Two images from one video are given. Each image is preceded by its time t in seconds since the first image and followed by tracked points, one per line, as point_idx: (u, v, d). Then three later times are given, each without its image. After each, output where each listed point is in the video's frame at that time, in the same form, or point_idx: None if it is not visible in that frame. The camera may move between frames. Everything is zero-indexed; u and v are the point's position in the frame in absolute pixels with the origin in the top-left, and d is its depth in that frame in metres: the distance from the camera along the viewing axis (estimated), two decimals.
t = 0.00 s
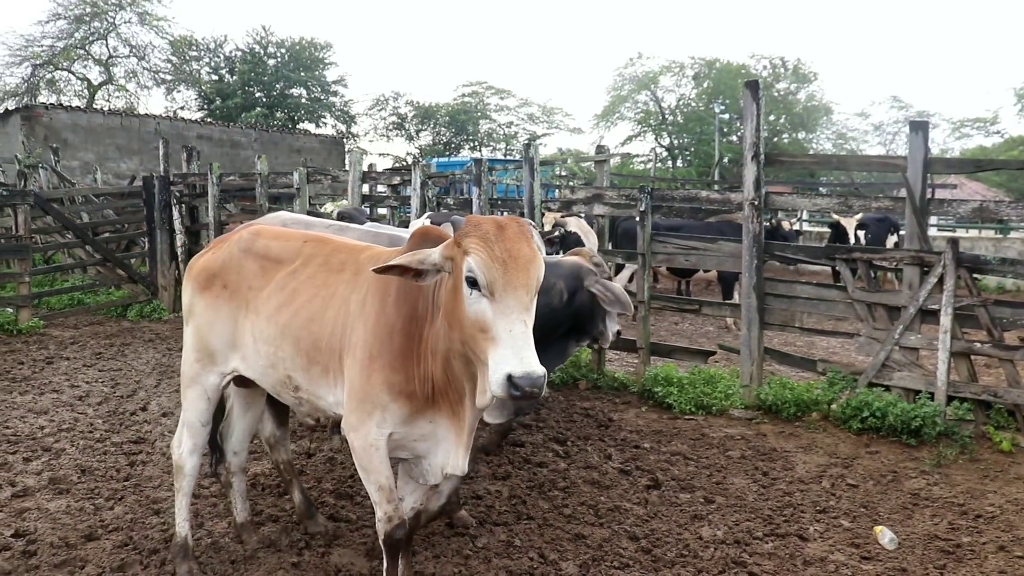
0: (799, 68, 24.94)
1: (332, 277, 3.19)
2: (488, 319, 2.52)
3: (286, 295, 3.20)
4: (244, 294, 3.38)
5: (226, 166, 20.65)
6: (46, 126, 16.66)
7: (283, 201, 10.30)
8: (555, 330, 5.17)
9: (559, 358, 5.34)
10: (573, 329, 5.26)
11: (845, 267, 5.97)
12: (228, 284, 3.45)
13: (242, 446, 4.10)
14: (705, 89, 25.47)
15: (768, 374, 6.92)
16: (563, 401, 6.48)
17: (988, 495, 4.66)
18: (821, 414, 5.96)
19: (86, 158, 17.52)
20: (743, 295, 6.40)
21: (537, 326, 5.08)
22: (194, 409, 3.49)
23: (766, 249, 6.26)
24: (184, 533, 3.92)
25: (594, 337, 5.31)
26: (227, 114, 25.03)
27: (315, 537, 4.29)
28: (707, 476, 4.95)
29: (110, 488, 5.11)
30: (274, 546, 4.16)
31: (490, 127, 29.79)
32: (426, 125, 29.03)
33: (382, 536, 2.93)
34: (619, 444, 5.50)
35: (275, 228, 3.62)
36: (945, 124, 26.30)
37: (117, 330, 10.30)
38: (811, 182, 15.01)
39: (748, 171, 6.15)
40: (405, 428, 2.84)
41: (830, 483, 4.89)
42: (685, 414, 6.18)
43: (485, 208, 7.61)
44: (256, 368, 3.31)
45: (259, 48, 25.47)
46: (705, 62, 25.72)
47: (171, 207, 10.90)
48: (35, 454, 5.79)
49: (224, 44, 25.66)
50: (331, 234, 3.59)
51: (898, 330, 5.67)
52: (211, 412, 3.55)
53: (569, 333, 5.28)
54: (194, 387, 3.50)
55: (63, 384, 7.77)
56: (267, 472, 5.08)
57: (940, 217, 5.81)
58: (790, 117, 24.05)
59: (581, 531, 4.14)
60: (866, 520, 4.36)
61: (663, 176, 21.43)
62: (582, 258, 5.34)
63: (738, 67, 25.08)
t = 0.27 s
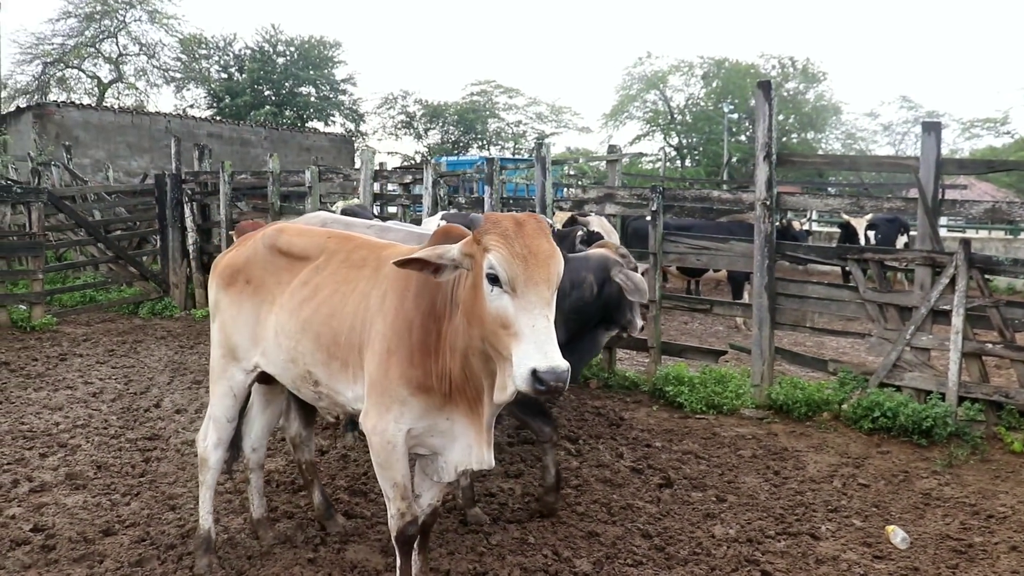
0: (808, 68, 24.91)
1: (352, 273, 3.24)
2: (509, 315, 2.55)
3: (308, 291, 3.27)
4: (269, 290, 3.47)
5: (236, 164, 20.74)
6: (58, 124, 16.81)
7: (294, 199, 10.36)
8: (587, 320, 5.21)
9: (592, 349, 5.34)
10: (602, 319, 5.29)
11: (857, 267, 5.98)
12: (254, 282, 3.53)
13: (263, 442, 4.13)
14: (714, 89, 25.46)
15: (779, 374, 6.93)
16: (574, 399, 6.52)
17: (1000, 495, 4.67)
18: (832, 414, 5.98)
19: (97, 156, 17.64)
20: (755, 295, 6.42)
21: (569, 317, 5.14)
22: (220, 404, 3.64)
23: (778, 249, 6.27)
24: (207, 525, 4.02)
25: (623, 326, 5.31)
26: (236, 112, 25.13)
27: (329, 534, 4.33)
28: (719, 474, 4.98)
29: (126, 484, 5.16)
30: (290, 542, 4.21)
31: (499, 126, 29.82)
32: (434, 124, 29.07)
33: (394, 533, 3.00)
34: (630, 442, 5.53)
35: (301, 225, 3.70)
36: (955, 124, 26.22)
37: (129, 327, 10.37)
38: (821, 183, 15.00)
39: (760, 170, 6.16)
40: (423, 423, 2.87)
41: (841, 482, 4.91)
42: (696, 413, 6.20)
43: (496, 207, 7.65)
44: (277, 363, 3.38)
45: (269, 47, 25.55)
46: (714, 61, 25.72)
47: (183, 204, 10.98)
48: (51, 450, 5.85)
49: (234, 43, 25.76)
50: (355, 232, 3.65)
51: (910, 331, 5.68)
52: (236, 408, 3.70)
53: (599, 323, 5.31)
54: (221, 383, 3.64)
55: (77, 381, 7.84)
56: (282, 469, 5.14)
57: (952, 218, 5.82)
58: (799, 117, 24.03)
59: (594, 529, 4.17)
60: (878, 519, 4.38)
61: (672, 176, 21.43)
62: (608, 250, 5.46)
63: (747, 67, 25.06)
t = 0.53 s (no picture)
0: (816, 67, 24.89)
1: (366, 273, 3.28)
2: (530, 314, 2.58)
3: (322, 291, 3.30)
4: (285, 291, 3.52)
5: (245, 164, 20.83)
6: (68, 123, 16.96)
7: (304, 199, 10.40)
8: (617, 315, 5.17)
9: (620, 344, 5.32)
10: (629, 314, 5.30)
11: (867, 267, 5.99)
12: (270, 284, 3.60)
13: (274, 440, 4.11)
14: (722, 88, 25.45)
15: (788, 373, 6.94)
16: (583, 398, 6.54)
17: (1011, 495, 4.67)
18: (842, 413, 5.99)
19: (107, 155, 17.75)
20: (765, 294, 6.43)
21: (601, 312, 5.07)
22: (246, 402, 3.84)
23: (787, 249, 6.28)
24: (247, 514, 4.09)
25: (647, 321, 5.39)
26: (244, 112, 25.22)
27: (342, 532, 4.36)
28: (729, 473, 4.99)
29: (140, 482, 5.21)
30: (303, 540, 4.24)
31: (506, 125, 29.85)
32: (442, 123, 29.11)
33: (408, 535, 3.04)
34: (640, 441, 5.55)
35: (314, 226, 3.75)
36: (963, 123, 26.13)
37: (139, 326, 10.44)
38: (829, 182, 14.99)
39: (770, 170, 6.16)
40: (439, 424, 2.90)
41: (852, 481, 4.91)
42: (706, 413, 6.22)
43: (506, 206, 7.68)
44: (292, 363, 3.41)
45: (276, 47, 25.63)
46: (721, 60, 25.71)
47: (193, 204, 11.04)
48: (65, 448, 5.90)
49: (242, 42, 25.86)
50: (367, 232, 3.70)
51: (920, 330, 5.68)
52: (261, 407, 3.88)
53: (627, 317, 5.29)
54: (248, 385, 3.80)
55: (89, 379, 7.90)
56: (294, 468, 5.18)
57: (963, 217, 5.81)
58: (806, 116, 24.01)
59: (606, 528, 4.19)
60: (889, 518, 4.39)
61: (679, 175, 21.42)
62: (634, 245, 5.43)
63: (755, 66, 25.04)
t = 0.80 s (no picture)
0: (823, 69, 24.90)
1: (373, 277, 3.29)
2: (548, 314, 2.59)
3: (328, 295, 3.32)
4: (291, 295, 3.54)
5: (252, 166, 20.90)
6: (76, 125, 17.08)
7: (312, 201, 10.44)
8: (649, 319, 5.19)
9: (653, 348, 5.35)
10: (662, 317, 5.31)
11: (874, 271, 5.99)
12: (276, 287, 3.62)
13: (286, 442, 4.13)
14: (728, 91, 25.44)
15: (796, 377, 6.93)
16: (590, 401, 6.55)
17: (1020, 499, 4.66)
18: (849, 417, 5.99)
19: (115, 157, 17.85)
20: (772, 298, 6.44)
21: (632, 317, 5.08)
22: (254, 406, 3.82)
23: (795, 252, 6.29)
24: (251, 520, 4.07)
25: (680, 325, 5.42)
26: (251, 113, 25.31)
27: (349, 534, 4.38)
28: (737, 477, 5.00)
29: (148, 483, 5.23)
30: (311, 542, 4.26)
31: (512, 127, 29.90)
32: (448, 125, 29.15)
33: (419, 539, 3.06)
34: (648, 444, 5.56)
35: (318, 229, 3.77)
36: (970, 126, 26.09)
37: (147, 327, 10.48)
38: (836, 186, 14.99)
39: (778, 173, 6.16)
40: (451, 428, 2.91)
41: (860, 485, 4.91)
42: (713, 416, 6.22)
43: (514, 209, 7.69)
44: (300, 367, 3.43)
45: (283, 48, 25.71)
46: (728, 63, 25.73)
47: (201, 206, 11.09)
48: (74, 449, 5.93)
49: (249, 44, 25.96)
50: (371, 234, 3.73)
51: (928, 334, 5.68)
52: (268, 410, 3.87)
53: (659, 321, 5.31)
54: (253, 389, 3.83)
55: (97, 380, 7.93)
56: (302, 470, 5.20)
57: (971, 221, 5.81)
58: (813, 119, 24.01)
59: (614, 531, 4.20)
60: (897, 522, 4.38)
61: (686, 178, 21.43)
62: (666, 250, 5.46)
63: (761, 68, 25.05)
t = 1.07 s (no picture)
0: (829, 72, 24.89)
1: (380, 281, 3.30)
2: (558, 316, 2.60)
3: (335, 300, 3.33)
4: (298, 300, 3.56)
5: (259, 168, 20.98)
6: (84, 127, 17.19)
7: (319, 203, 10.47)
8: (675, 322, 5.19)
9: (684, 351, 5.35)
10: (691, 319, 5.31)
11: (882, 274, 5.98)
12: (284, 292, 3.65)
13: (293, 443, 4.17)
14: (735, 93, 25.46)
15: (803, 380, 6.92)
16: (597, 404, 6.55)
17: None
18: (857, 420, 5.98)
19: (123, 159, 17.95)
20: (779, 301, 6.43)
21: (657, 320, 5.09)
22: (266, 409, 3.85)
23: (802, 255, 6.28)
24: (261, 522, 4.12)
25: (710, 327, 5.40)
26: (258, 116, 25.41)
27: (357, 537, 4.39)
28: (745, 480, 4.99)
29: (156, 485, 5.26)
30: (318, 544, 4.27)
31: (519, 130, 29.94)
32: (454, 128, 29.22)
33: (428, 543, 3.08)
34: (655, 447, 5.56)
35: (325, 233, 3.80)
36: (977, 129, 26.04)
37: (155, 329, 10.53)
38: (843, 189, 14.97)
39: (785, 176, 6.17)
40: (460, 433, 2.92)
41: (867, 488, 4.90)
42: (721, 419, 6.22)
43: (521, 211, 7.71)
44: (306, 372, 3.45)
45: (290, 51, 25.81)
46: (735, 65, 25.75)
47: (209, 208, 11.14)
48: (82, 450, 5.96)
49: (256, 47, 26.08)
50: (377, 238, 3.76)
51: (936, 337, 5.66)
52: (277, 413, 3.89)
53: (688, 323, 5.31)
54: (261, 392, 3.86)
55: (105, 382, 7.97)
56: (310, 472, 5.22)
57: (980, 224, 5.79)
58: (820, 121, 23.99)
59: (621, 533, 4.20)
60: (905, 526, 4.37)
61: (693, 181, 21.41)
62: (692, 252, 5.44)
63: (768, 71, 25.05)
